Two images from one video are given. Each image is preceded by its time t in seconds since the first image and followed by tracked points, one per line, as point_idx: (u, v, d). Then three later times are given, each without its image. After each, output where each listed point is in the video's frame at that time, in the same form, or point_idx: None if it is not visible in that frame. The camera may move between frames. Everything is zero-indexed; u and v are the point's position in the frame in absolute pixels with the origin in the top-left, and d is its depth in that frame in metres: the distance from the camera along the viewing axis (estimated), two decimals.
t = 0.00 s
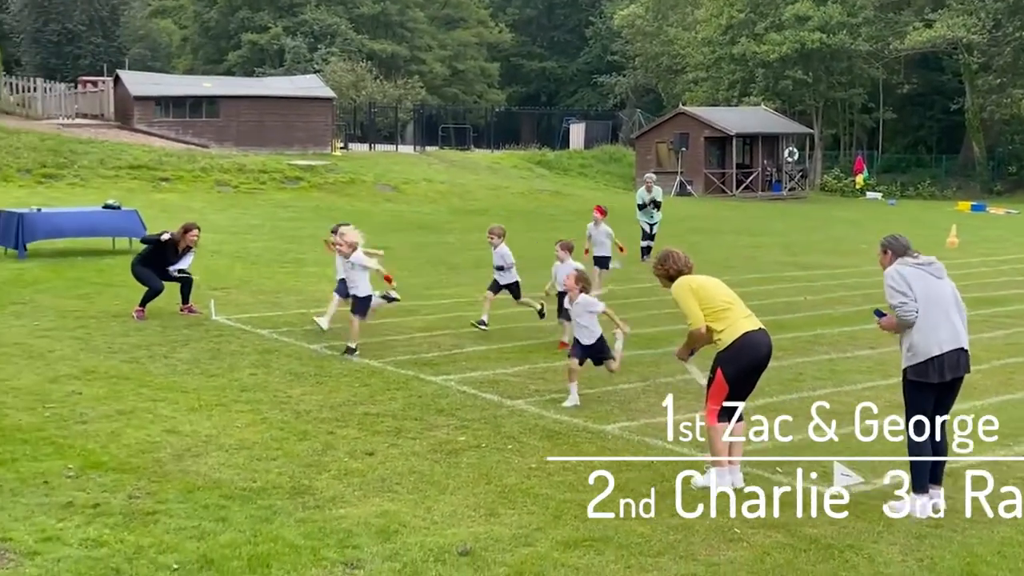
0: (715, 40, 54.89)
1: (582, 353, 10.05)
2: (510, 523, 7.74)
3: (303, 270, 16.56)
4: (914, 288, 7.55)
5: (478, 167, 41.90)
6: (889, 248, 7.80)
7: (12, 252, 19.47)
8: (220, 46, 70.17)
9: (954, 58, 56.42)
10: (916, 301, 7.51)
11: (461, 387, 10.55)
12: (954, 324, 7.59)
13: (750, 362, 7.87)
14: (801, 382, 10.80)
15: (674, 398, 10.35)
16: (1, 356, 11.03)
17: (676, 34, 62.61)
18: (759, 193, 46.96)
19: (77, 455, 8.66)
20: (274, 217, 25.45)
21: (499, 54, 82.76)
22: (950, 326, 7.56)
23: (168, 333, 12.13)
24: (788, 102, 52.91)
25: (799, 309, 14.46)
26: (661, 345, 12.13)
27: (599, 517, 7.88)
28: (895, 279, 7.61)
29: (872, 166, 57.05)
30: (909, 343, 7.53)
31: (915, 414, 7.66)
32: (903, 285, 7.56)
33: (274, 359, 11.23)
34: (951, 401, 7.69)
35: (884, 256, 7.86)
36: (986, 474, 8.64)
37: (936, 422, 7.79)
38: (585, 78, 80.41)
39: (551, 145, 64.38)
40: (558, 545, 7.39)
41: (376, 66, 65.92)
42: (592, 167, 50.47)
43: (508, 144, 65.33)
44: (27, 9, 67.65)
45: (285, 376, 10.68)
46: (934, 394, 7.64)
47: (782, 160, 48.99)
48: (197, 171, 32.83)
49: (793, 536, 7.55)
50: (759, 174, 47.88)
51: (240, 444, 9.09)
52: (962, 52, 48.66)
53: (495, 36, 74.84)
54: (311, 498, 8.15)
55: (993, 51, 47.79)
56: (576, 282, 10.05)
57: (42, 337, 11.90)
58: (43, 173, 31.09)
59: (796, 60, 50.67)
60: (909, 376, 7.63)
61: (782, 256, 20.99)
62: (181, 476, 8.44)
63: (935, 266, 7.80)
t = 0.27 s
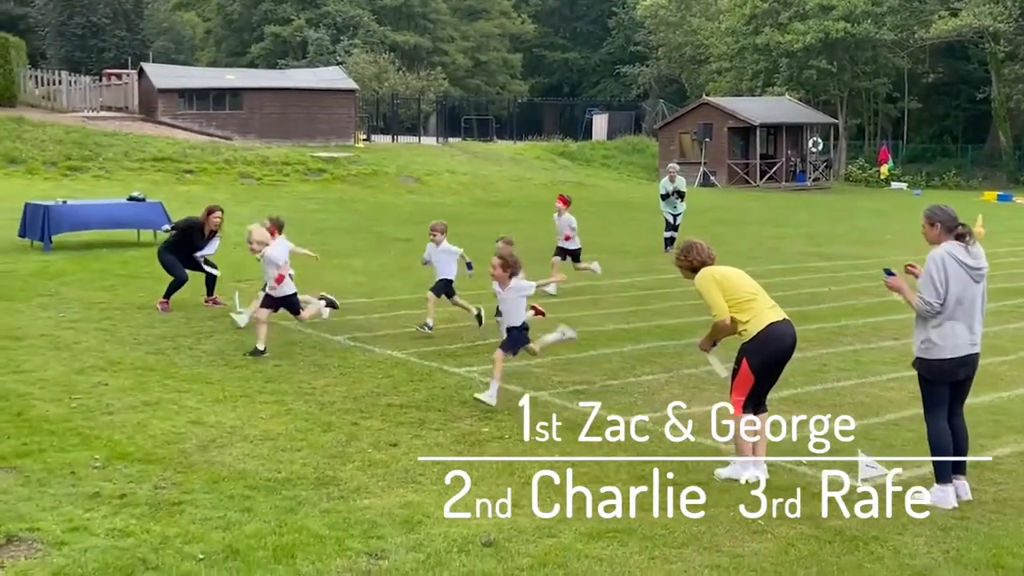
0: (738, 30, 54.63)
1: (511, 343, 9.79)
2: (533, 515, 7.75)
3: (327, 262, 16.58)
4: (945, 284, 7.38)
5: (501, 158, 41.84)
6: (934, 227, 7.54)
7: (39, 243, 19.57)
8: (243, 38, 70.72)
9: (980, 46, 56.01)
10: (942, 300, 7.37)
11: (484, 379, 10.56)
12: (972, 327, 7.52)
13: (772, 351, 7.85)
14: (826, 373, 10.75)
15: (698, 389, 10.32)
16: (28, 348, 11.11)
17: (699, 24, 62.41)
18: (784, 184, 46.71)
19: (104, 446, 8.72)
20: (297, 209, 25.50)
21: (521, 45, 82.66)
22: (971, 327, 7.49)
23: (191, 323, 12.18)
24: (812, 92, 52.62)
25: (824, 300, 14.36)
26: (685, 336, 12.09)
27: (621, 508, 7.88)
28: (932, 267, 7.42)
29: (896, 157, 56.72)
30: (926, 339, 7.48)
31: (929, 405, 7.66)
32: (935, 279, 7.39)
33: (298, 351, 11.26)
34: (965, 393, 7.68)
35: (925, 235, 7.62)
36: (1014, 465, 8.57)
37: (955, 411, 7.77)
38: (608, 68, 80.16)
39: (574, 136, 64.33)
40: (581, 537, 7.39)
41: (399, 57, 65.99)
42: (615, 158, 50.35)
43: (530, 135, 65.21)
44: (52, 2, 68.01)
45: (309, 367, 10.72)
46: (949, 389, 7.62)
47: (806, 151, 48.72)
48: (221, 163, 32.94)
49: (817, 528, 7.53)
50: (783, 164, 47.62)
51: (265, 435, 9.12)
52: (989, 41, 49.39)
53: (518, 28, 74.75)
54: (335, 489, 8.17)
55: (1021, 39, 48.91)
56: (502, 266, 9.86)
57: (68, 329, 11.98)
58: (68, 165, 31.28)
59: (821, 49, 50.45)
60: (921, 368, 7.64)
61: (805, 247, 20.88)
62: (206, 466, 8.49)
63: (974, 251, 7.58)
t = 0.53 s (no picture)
0: (753, 20, 54.47)
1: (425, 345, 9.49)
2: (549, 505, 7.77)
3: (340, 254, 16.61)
4: (968, 273, 7.35)
5: (515, 150, 41.78)
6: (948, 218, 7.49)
7: (54, 236, 19.64)
8: (258, 29, 71.21)
9: (998, 36, 55.79)
10: (965, 289, 7.34)
11: (500, 371, 10.54)
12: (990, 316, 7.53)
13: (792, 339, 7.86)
14: (841, 364, 10.72)
15: (714, 381, 10.31)
16: (44, 339, 11.16)
17: (714, 14, 62.30)
18: (799, 174, 46.52)
19: (120, 438, 8.75)
20: (311, 201, 25.54)
21: (535, 36, 82.62)
22: (990, 316, 7.49)
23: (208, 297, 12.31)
24: (828, 83, 52.39)
25: (839, 291, 14.32)
26: (700, 327, 12.08)
27: (640, 498, 7.87)
28: (952, 257, 7.38)
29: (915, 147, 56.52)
30: (945, 331, 7.45)
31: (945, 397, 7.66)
32: (956, 268, 7.36)
33: (314, 343, 11.29)
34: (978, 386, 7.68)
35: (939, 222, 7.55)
36: None
37: (972, 402, 7.74)
38: (622, 59, 79.99)
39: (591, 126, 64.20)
40: (597, 528, 7.39)
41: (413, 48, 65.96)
42: (629, 149, 50.25)
43: (544, 126, 65.10)
44: None
45: (323, 360, 10.73)
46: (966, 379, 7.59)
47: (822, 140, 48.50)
48: (236, 156, 32.99)
49: (832, 518, 7.52)
50: (799, 154, 47.43)
51: (279, 427, 9.13)
52: (1006, 30, 49.95)
53: (532, 19, 74.67)
54: (350, 480, 8.18)
55: None
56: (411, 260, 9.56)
57: (85, 321, 12.05)
58: (83, 158, 31.38)
59: (836, 39, 50.29)
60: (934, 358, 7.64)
61: (820, 238, 20.83)
62: (221, 457, 8.51)
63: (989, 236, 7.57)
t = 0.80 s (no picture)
0: (758, 11, 54.40)
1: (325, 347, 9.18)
2: (556, 494, 7.79)
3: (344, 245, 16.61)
4: (976, 262, 7.36)
5: (520, 142, 41.71)
6: (948, 208, 7.47)
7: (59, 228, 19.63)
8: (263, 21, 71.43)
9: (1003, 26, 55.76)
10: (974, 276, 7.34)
11: (505, 363, 10.53)
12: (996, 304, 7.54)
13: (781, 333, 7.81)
14: (846, 355, 10.72)
15: (719, 372, 10.31)
16: (49, 332, 11.17)
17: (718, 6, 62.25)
18: (804, 166, 46.44)
19: (126, 430, 8.77)
20: (315, 193, 25.55)
21: (539, 28, 82.56)
22: (996, 304, 7.50)
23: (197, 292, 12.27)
24: (833, 74, 52.29)
25: (844, 282, 14.31)
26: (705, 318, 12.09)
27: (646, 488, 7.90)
28: (960, 246, 7.37)
29: (920, 137, 56.54)
30: (955, 323, 7.42)
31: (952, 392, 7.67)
32: (965, 257, 7.35)
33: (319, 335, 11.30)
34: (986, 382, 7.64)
35: (937, 213, 7.52)
36: None
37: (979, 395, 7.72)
38: (626, 50, 79.90)
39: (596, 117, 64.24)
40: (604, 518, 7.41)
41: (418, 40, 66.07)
42: (633, 141, 50.20)
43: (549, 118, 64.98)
44: None
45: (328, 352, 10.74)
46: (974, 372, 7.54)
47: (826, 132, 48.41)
48: (240, 148, 32.96)
49: (837, 509, 7.51)
50: (803, 145, 47.34)
51: (284, 419, 9.13)
52: (1011, 21, 50.69)
53: (536, 11, 74.63)
54: (356, 472, 8.19)
55: None
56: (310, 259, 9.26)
57: (91, 313, 12.07)
58: (88, 150, 31.40)
59: (841, 30, 50.22)
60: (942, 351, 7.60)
61: (825, 229, 20.81)
62: (227, 448, 8.53)
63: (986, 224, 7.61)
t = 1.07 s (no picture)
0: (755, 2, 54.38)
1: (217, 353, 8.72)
2: (555, 485, 7.82)
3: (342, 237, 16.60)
4: (979, 247, 7.41)
5: (517, 133, 41.68)
6: (947, 196, 7.50)
7: (55, 222, 19.57)
8: (259, 14, 71.46)
9: (999, 16, 55.84)
10: (982, 259, 7.37)
11: (502, 355, 10.53)
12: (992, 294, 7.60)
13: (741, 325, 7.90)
14: (843, 346, 10.75)
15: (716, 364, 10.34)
16: (46, 325, 11.15)
17: None
18: (801, 157, 46.45)
19: (124, 422, 8.77)
20: (312, 185, 25.51)
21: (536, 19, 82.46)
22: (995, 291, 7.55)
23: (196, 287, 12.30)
24: (830, 65, 52.30)
25: (842, 274, 14.32)
26: (703, 310, 12.11)
27: (646, 479, 7.93)
28: (966, 232, 7.40)
29: (917, 129, 56.65)
30: (966, 308, 7.40)
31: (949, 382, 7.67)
32: (971, 242, 7.38)
33: (316, 327, 11.31)
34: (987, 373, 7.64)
35: (935, 203, 7.52)
36: None
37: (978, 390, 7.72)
38: (623, 41, 79.83)
39: (593, 109, 64.25)
40: (603, 509, 7.44)
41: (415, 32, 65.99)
42: (630, 132, 50.18)
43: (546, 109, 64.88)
44: None
45: (326, 344, 10.74)
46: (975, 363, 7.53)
47: (823, 122, 48.41)
48: (237, 140, 32.89)
49: (834, 502, 7.49)
50: (800, 136, 47.35)
51: (282, 412, 9.14)
52: (1009, 11, 50.98)
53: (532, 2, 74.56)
54: (354, 464, 8.21)
55: None
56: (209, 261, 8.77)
57: (87, 306, 12.05)
58: (84, 143, 31.30)
59: (837, 21, 50.25)
60: (949, 340, 7.54)
61: (822, 220, 20.83)
62: (225, 441, 8.54)
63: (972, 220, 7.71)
